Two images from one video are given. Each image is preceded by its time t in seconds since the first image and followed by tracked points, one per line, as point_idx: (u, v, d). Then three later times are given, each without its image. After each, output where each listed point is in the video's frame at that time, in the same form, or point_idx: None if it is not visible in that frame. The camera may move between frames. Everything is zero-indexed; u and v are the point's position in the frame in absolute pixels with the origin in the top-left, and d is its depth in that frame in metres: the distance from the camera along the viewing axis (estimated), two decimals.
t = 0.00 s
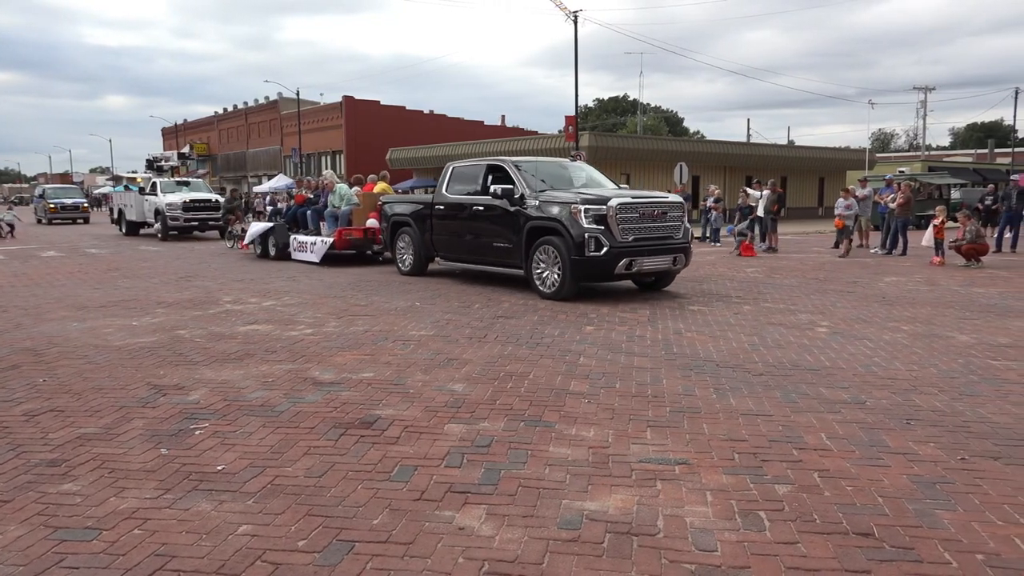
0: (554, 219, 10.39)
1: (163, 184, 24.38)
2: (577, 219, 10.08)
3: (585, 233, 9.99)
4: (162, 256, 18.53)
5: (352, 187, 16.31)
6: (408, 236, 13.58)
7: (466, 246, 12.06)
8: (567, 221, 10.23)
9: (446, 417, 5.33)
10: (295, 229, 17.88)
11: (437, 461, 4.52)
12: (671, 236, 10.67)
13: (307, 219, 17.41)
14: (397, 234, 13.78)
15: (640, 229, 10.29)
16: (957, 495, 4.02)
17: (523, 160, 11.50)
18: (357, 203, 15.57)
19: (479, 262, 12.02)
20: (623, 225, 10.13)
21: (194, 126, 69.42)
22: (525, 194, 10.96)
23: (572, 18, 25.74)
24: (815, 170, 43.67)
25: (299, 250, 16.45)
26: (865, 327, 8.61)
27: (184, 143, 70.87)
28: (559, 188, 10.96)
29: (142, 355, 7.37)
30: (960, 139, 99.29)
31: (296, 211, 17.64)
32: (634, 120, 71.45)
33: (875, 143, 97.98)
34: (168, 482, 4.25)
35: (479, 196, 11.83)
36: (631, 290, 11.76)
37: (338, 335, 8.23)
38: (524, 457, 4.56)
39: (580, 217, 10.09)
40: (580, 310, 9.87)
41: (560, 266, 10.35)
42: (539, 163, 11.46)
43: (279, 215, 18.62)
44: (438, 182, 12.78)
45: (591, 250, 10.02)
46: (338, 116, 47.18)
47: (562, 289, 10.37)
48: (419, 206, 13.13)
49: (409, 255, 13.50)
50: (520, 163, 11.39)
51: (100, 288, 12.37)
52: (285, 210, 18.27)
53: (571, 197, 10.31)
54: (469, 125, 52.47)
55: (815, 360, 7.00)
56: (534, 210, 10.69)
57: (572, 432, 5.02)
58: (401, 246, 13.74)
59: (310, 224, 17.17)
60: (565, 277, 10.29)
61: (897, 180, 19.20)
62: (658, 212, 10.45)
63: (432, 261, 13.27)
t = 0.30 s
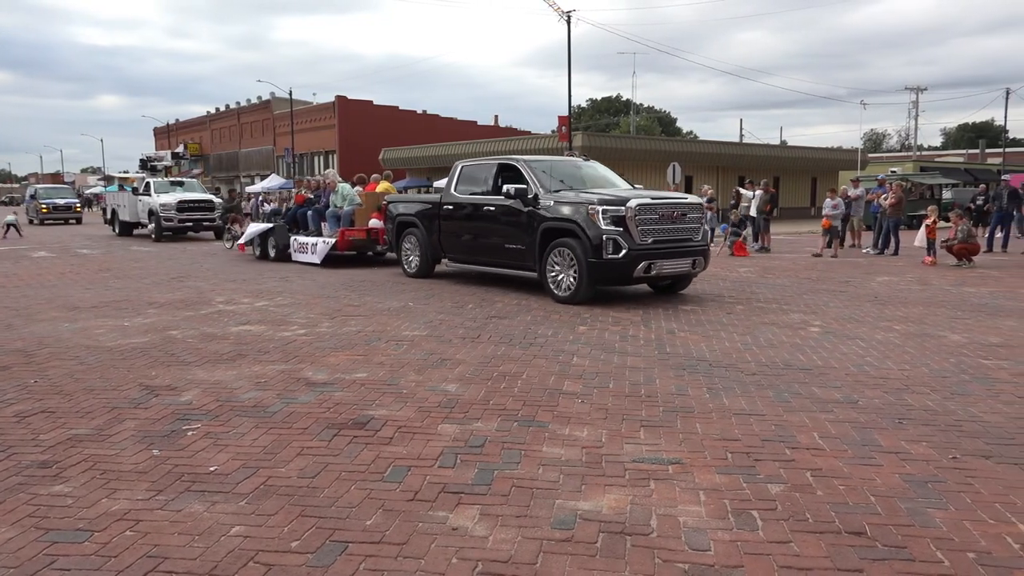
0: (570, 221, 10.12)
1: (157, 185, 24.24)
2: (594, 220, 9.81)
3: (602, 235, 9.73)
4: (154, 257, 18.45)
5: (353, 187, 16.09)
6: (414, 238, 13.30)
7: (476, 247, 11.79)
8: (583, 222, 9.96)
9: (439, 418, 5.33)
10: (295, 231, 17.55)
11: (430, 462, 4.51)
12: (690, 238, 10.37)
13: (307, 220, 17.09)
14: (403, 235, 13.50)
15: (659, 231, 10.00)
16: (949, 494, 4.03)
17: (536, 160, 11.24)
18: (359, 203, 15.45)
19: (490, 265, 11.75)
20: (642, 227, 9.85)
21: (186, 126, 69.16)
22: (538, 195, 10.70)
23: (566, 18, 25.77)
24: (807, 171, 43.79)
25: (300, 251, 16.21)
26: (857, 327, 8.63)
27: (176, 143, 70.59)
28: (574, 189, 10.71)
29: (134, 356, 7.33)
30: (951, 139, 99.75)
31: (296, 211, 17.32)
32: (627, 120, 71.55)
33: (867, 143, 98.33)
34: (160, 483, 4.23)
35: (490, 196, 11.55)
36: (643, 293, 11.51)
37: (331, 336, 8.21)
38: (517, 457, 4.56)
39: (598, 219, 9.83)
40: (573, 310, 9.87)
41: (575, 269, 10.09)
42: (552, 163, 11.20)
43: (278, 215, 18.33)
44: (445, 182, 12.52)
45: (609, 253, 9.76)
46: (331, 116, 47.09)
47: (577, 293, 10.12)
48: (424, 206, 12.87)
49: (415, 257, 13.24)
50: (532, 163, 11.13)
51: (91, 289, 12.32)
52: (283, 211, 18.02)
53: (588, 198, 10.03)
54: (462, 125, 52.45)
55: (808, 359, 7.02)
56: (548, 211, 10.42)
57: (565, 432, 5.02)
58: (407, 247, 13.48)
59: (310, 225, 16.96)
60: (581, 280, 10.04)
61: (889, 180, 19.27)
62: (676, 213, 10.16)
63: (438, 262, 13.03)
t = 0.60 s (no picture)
0: (587, 222, 9.77)
1: (149, 185, 24.07)
2: (613, 222, 9.46)
3: (621, 236, 9.39)
4: (144, 257, 18.37)
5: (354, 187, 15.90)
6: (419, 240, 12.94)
7: (485, 249, 11.43)
8: (600, 224, 9.61)
9: (431, 418, 5.33)
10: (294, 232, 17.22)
11: (422, 462, 4.51)
12: (710, 240, 10.05)
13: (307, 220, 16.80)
14: (408, 237, 13.13)
15: (679, 233, 9.67)
16: (938, 493, 4.06)
17: (549, 159, 10.91)
18: (361, 203, 15.42)
19: (500, 266, 11.40)
20: (661, 229, 9.51)
21: (175, 126, 68.88)
22: (552, 195, 10.37)
23: (556, 19, 25.80)
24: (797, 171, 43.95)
25: (298, 252, 15.91)
26: (847, 326, 8.68)
27: (166, 143, 70.28)
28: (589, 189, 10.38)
29: (124, 357, 7.30)
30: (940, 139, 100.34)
31: (294, 211, 16.99)
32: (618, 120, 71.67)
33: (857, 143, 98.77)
34: (150, 485, 4.21)
35: (502, 197, 11.20)
36: (656, 296, 11.22)
37: (323, 336, 8.19)
38: (509, 457, 4.56)
39: (616, 220, 9.49)
40: (564, 310, 9.88)
41: (592, 272, 9.75)
42: (565, 162, 10.87)
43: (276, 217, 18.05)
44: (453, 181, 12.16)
45: (627, 255, 9.41)
46: (322, 116, 46.99)
47: (594, 296, 9.78)
48: (431, 206, 12.51)
49: (421, 259, 12.90)
50: (545, 162, 10.79)
51: (80, 289, 12.25)
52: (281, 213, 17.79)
53: (606, 199, 9.68)
54: (454, 125, 52.43)
55: (798, 359, 7.05)
56: (564, 212, 10.07)
57: (557, 432, 5.03)
58: (412, 249, 13.12)
59: (309, 226, 16.73)
60: (597, 283, 9.71)
61: (879, 180, 19.36)
62: (696, 214, 9.83)
63: (444, 264, 12.69)
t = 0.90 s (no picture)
0: (603, 223, 9.30)
1: (138, 185, 23.90)
2: (631, 224, 9.00)
3: (640, 239, 8.91)
4: (131, 258, 18.25)
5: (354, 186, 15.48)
6: (423, 241, 12.53)
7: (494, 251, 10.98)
8: (618, 225, 9.14)
9: (420, 418, 5.32)
10: (292, 233, 17.06)
11: (411, 462, 4.50)
12: (730, 241, 9.59)
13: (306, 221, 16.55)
14: (411, 239, 12.72)
15: (700, 235, 9.21)
16: (925, 490, 4.08)
17: (560, 158, 10.49)
18: (361, 203, 15.01)
19: (509, 270, 10.95)
20: (682, 231, 9.04)
21: (163, 126, 68.49)
22: (565, 195, 9.92)
23: (546, 18, 25.82)
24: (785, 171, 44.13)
25: (296, 254, 15.56)
26: (834, 325, 8.72)
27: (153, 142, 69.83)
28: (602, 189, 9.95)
29: (111, 358, 7.24)
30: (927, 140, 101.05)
31: (293, 211, 16.90)
32: (607, 121, 71.80)
33: (844, 144, 99.32)
34: (137, 487, 4.18)
35: (512, 197, 10.74)
36: (674, 300, 10.77)
37: (311, 337, 8.16)
38: (498, 457, 4.56)
39: (634, 221, 9.01)
40: (553, 310, 9.88)
41: (609, 275, 9.28)
42: (576, 161, 10.46)
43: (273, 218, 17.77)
44: (459, 181, 11.77)
45: (647, 258, 8.93)
46: (311, 116, 46.83)
47: (611, 301, 9.31)
48: (436, 206, 12.10)
49: (425, 261, 12.47)
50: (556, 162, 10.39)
51: (65, 290, 12.16)
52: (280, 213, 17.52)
53: (624, 199, 9.20)
54: (443, 125, 52.37)
55: (787, 359, 7.07)
56: (578, 213, 9.61)
57: (547, 432, 5.03)
58: (416, 251, 12.68)
59: (309, 227, 16.40)
60: (614, 288, 9.23)
61: (866, 180, 19.46)
62: (718, 215, 9.37)
63: (450, 266, 12.25)
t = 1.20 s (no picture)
0: (621, 225, 8.98)
1: (125, 185, 23.69)
2: (651, 226, 8.70)
3: (660, 241, 8.61)
4: (117, 258, 18.12)
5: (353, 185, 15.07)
6: (428, 243, 12.16)
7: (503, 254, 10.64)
8: (636, 227, 8.84)
9: (408, 419, 5.31)
10: (288, 234, 16.58)
11: (399, 463, 4.49)
12: (750, 244, 9.32)
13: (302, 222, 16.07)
14: (416, 241, 12.34)
15: (720, 237, 8.92)
16: (910, 488, 4.11)
17: (571, 157, 10.18)
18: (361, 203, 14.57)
19: (519, 273, 10.63)
20: (703, 233, 8.75)
21: (148, 126, 68.04)
22: (579, 196, 9.60)
23: (534, 19, 25.84)
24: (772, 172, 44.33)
25: (293, 256, 15.35)
26: (821, 325, 8.77)
27: (138, 142, 69.38)
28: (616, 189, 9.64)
29: (96, 360, 7.19)
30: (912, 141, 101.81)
31: (289, 212, 16.43)
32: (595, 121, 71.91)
33: (830, 144, 99.92)
34: (123, 489, 4.16)
35: (522, 198, 10.41)
36: (686, 304, 10.50)
37: (299, 337, 8.12)
38: (487, 458, 4.56)
39: (654, 223, 8.71)
40: (542, 310, 9.89)
41: (626, 279, 8.97)
42: (588, 161, 10.16)
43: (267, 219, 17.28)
44: (466, 181, 11.41)
45: (667, 262, 8.63)
46: (298, 116, 46.66)
47: (628, 305, 9.01)
48: (442, 207, 11.72)
49: (430, 264, 12.09)
50: (567, 161, 10.07)
51: (49, 292, 12.05)
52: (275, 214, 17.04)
53: (643, 201, 8.90)
54: (430, 125, 52.30)
55: (774, 358, 7.10)
56: (594, 214, 9.30)
57: (535, 432, 5.03)
58: (420, 254, 12.30)
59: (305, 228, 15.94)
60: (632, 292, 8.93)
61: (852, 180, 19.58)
62: (738, 217, 9.08)
63: (456, 269, 11.90)
